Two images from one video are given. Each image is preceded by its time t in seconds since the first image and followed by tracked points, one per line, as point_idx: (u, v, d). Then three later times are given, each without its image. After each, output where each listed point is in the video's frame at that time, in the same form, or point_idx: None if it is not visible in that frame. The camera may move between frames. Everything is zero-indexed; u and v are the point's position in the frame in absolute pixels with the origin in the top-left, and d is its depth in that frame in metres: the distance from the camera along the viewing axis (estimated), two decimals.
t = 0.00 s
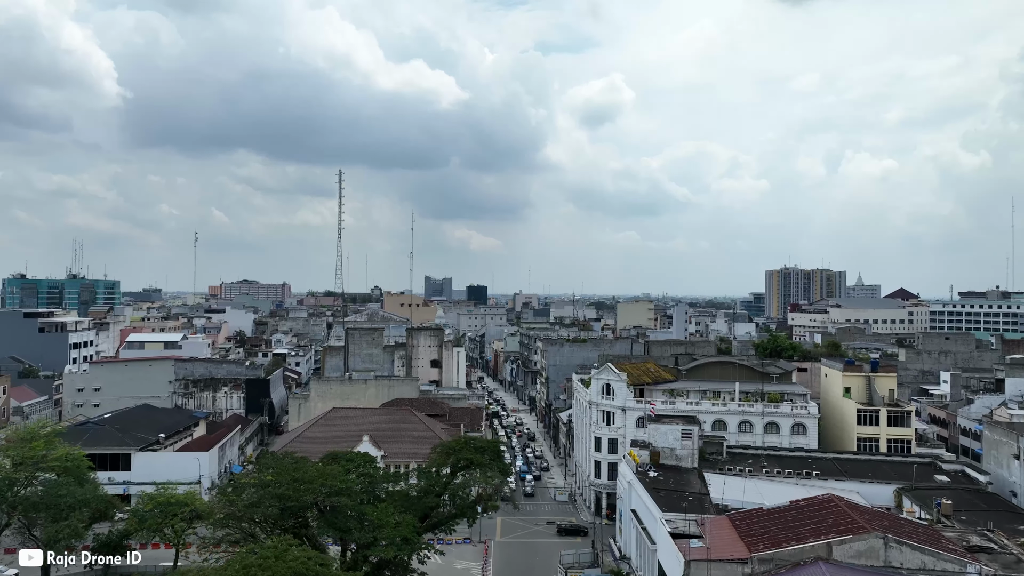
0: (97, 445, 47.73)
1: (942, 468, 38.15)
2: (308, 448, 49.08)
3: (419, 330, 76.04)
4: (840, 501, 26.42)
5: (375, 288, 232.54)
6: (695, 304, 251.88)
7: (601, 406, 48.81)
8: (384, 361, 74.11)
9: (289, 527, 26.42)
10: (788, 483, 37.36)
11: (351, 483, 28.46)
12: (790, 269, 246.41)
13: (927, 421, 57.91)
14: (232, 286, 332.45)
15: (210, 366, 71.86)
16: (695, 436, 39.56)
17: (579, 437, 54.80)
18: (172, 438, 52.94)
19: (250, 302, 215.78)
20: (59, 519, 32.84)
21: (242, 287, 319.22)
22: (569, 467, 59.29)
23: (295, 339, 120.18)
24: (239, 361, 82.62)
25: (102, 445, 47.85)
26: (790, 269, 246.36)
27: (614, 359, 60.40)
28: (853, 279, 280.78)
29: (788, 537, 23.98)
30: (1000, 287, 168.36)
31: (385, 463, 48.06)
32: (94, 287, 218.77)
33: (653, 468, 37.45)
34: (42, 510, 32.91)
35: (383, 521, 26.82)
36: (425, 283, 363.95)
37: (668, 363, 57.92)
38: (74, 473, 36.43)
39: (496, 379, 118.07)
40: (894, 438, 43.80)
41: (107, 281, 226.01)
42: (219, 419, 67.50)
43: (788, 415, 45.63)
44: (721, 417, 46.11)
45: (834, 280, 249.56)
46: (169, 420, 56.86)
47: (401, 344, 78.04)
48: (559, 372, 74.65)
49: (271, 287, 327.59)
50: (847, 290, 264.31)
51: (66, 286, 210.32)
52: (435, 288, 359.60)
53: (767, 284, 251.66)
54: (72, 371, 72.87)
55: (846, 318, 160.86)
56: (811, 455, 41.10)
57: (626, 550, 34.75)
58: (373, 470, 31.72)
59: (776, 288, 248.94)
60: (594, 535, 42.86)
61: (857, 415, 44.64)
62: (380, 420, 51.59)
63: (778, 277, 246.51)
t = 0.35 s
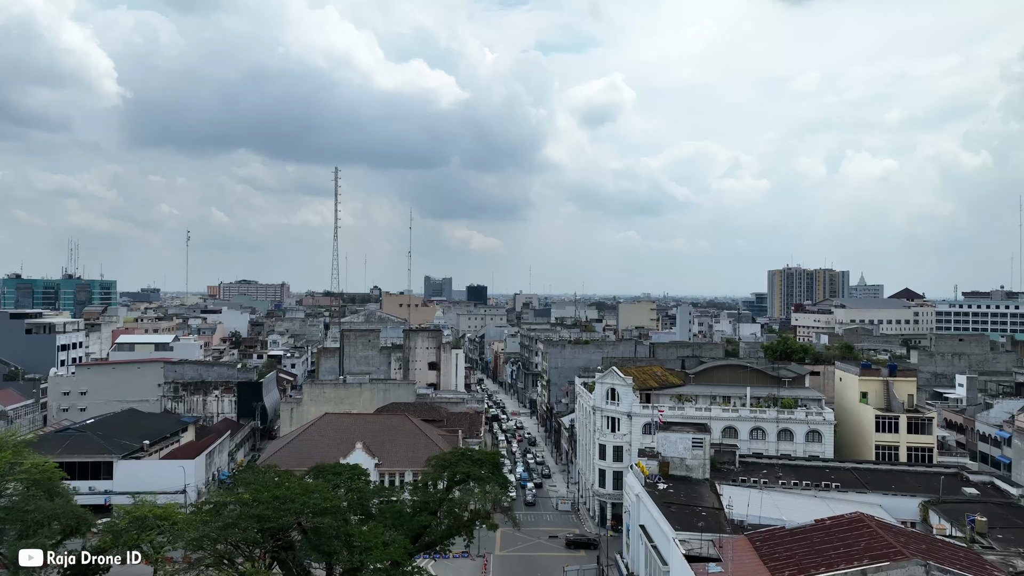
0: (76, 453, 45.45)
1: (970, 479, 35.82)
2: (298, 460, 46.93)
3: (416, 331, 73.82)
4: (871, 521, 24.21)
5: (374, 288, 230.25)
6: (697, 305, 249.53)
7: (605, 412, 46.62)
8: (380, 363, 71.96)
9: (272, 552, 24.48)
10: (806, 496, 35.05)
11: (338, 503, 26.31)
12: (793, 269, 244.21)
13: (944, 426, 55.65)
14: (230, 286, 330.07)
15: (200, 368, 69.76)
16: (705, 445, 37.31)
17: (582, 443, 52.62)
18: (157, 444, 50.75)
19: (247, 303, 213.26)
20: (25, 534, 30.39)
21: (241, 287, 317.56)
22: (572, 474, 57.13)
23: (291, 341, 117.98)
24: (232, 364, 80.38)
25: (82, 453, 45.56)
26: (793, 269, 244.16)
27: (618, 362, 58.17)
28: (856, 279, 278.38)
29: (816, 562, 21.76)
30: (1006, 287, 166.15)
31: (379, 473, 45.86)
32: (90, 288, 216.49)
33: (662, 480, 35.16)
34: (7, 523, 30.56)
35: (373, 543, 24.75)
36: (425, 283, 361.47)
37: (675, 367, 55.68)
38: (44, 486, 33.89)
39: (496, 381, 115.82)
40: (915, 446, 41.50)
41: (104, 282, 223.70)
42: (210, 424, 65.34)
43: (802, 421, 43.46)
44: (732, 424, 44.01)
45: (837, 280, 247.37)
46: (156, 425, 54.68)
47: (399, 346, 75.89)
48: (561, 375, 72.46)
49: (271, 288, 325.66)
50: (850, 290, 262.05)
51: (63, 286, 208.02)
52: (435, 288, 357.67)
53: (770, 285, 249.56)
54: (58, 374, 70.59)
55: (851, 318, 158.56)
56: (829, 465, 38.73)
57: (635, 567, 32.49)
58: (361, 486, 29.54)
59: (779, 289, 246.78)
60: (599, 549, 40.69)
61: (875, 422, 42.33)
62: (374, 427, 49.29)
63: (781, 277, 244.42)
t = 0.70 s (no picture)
0: (54, 461, 43.28)
1: (1000, 492, 33.54)
2: (288, 469, 44.70)
3: (413, 332, 71.57)
4: (909, 545, 22.08)
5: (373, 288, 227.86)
6: (699, 305, 247.16)
7: (610, 418, 44.49)
8: (376, 366, 69.77)
9: None
10: (826, 509, 32.79)
11: (323, 524, 24.24)
12: (796, 268, 242.02)
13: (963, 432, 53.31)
14: (229, 286, 327.70)
15: (190, 370, 67.65)
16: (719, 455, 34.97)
17: (586, 449, 50.42)
18: (141, 452, 48.55)
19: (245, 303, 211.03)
20: None
21: (239, 287, 315.34)
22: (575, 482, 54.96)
23: (287, 342, 115.73)
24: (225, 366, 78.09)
25: (60, 461, 43.42)
26: (796, 269, 241.98)
27: (623, 365, 55.92)
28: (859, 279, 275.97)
29: None
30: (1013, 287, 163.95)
31: (372, 482, 43.77)
32: (86, 288, 214.23)
33: (673, 492, 32.96)
34: None
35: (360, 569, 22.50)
36: (425, 283, 358.86)
37: (682, 370, 53.38)
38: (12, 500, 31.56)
39: (496, 382, 113.61)
40: (938, 455, 39.21)
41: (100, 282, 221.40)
42: (200, 429, 63.15)
43: (818, 429, 41.20)
44: (743, 430, 41.94)
45: (841, 279, 245.14)
46: (142, 431, 52.52)
47: (395, 348, 73.70)
48: (562, 377, 70.28)
49: (270, 288, 323.46)
50: (853, 290, 259.82)
51: (58, 286, 205.67)
52: (435, 288, 355.49)
53: (773, 285, 247.43)
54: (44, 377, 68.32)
55: (856, 319, 156.24)
56: (849, 475, 36.44)
57: None
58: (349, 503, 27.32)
59: (781, 289, 244.65)
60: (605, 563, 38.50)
61: (896, 430, 40.06)
62: (368, 433, 47.09)
63: (783, 277, 242.28)
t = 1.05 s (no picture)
0: (30, 471, 40.97)
1: None
2: (277, 478, 42.39)
3: (410, 333, 69.36)
4: None
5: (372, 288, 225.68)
6: (700, 305, 244.97)
7: (616, 425, 42.35)
8: (372, 369, 67.68)
9: None
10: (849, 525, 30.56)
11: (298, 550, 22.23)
12: (798, 268, 239.99)
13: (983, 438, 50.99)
14: (227, 286, 325.57)
15: (179, 374, 65.44)
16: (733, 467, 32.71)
17: (589, 457, 48.27)
18: (123, 460, 46.41)
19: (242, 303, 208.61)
20: None
21: (237, 287, 313.37)
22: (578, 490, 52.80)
23: (283, 343, 113.48)
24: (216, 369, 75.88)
25: (36, 471, 41.11)
26: (798, 269, 239.95)
27: (628, 368, 53.72)
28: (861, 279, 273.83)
29: None
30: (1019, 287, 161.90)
31: (365, 492, 41.61)
32: (82, 288, 211.62)
33: (685, 508, 30.78)
34: None
35: None
36: (425, 283, 356.72)
37: (690, 374, 51.14)
38: None
39: (496, 384, 111.41)
40: (964, 465, 36.91)
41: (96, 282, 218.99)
42: (189, 434, 61.02)
43: (835, 437, 38.94)
44: (756, 439, 39.79)
45: (844, 279, 243.04)
46: (125, 437, 50.29)
47: (392, 349, 71.50)
48: (565, 380, 68.17)
49: (269, 288, 321.77)
50: (855, 291, 257.79)
51: (53, 286, 203.11)
52: (435, 288, 353.39)
53: (775, 285, 245.55)
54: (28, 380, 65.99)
55: (860, 319, 154.17)
56: (872, 488, 34.16)
57: None
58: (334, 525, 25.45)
59: (784, 289, 242.61)
60: None
61: (918, 438, 37.78)
62: (362, 440, 44.91)
63: (786, 277, 240.22)
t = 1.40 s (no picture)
0: (2, 481, 38.51)
1: None
2: (264, 489, 40.02)
3: (407, 334, 67.13)
4: None
5: (371, 288, 223.36)
6: (702, 305, 242.71)
7: (622, 432, 40.15)
8: (368, 371, 65.47)
9: None
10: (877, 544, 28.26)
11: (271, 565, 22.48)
12: (801, 268, 237.78)
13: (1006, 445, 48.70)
14: (226, 286, 323.35)
15: (167, 377, 62.27)
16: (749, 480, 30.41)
17: (593, 465, 46.05)
18: (104, 468, 44.23)
19: (240, 303, 206.37)
20: None
21: (235, 287, 311.24)
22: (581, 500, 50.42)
23: (279, 344, 111.29)
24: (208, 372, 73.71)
25: (10, 481, 38.69)
26: (801, 269, 237.72)
27: (634, 372, 51.40)
28: (864, 278, 271.56)
29: None
30: None
31: (356, 503, 39.39)
32: (78, 288, 209.37)
33: (699, 525, 28.49)
34: None
35: None
36: (424, 283, 354.65)
37: (699, 378, 48.77)
38: None
39: (496, 386, 109.19)
40: (993, 477, 34.68)
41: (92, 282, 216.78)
42: (178, 439, 58.85)
43: (856, 446, 36.59)
44: (771, 447, 37.55)
45: (847, 279, 240.80)
46: (107, 444, 47.95)
47: (389, 351, 69.10)
48: (566, 383, 65.94)
49: (268, 288, 319.77)
50: (859, 291, 255.47)
51: (49, 286, 200.81)
52: (434, 288, 351.29)
53: (778, 285, 243.38)
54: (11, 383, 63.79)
55: (866, 320, 151.88)
56: (898, 502, 31.87)
57: None
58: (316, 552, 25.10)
59: (787, 289, 240.39)
60: None
61: (944, 448, 35.54)
62: (354, 448, 42.59)
63: (789, 276, 238.03)
